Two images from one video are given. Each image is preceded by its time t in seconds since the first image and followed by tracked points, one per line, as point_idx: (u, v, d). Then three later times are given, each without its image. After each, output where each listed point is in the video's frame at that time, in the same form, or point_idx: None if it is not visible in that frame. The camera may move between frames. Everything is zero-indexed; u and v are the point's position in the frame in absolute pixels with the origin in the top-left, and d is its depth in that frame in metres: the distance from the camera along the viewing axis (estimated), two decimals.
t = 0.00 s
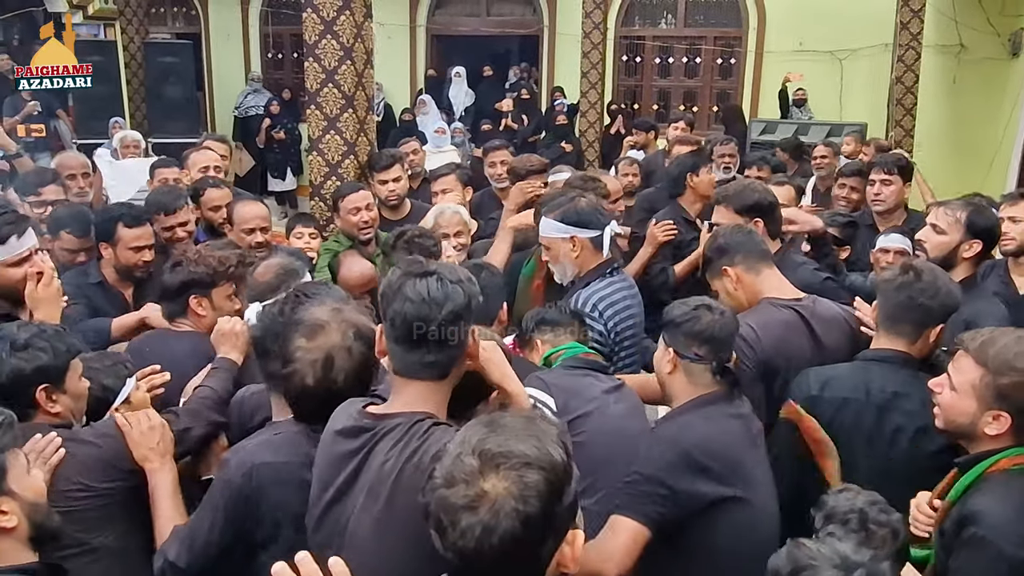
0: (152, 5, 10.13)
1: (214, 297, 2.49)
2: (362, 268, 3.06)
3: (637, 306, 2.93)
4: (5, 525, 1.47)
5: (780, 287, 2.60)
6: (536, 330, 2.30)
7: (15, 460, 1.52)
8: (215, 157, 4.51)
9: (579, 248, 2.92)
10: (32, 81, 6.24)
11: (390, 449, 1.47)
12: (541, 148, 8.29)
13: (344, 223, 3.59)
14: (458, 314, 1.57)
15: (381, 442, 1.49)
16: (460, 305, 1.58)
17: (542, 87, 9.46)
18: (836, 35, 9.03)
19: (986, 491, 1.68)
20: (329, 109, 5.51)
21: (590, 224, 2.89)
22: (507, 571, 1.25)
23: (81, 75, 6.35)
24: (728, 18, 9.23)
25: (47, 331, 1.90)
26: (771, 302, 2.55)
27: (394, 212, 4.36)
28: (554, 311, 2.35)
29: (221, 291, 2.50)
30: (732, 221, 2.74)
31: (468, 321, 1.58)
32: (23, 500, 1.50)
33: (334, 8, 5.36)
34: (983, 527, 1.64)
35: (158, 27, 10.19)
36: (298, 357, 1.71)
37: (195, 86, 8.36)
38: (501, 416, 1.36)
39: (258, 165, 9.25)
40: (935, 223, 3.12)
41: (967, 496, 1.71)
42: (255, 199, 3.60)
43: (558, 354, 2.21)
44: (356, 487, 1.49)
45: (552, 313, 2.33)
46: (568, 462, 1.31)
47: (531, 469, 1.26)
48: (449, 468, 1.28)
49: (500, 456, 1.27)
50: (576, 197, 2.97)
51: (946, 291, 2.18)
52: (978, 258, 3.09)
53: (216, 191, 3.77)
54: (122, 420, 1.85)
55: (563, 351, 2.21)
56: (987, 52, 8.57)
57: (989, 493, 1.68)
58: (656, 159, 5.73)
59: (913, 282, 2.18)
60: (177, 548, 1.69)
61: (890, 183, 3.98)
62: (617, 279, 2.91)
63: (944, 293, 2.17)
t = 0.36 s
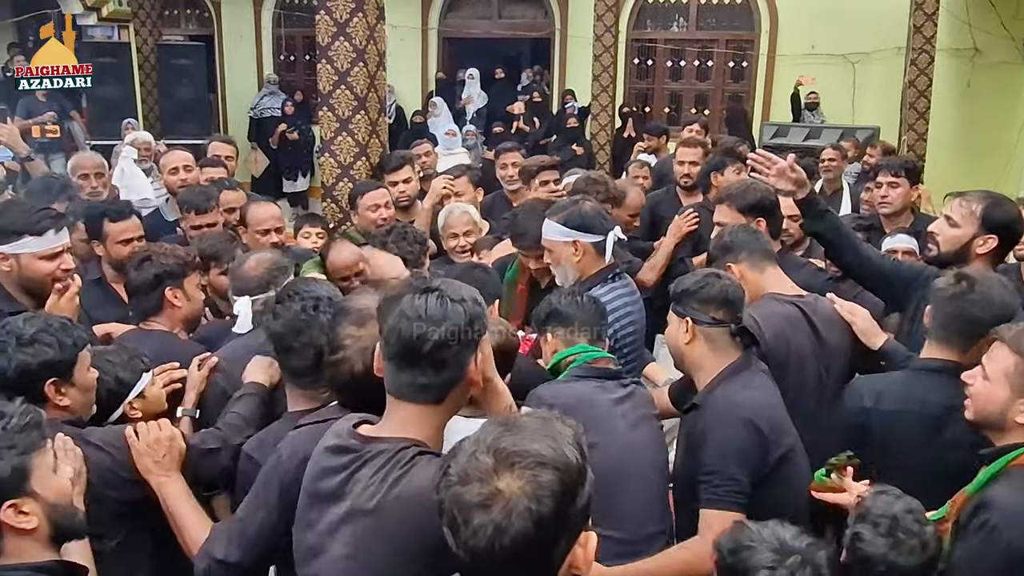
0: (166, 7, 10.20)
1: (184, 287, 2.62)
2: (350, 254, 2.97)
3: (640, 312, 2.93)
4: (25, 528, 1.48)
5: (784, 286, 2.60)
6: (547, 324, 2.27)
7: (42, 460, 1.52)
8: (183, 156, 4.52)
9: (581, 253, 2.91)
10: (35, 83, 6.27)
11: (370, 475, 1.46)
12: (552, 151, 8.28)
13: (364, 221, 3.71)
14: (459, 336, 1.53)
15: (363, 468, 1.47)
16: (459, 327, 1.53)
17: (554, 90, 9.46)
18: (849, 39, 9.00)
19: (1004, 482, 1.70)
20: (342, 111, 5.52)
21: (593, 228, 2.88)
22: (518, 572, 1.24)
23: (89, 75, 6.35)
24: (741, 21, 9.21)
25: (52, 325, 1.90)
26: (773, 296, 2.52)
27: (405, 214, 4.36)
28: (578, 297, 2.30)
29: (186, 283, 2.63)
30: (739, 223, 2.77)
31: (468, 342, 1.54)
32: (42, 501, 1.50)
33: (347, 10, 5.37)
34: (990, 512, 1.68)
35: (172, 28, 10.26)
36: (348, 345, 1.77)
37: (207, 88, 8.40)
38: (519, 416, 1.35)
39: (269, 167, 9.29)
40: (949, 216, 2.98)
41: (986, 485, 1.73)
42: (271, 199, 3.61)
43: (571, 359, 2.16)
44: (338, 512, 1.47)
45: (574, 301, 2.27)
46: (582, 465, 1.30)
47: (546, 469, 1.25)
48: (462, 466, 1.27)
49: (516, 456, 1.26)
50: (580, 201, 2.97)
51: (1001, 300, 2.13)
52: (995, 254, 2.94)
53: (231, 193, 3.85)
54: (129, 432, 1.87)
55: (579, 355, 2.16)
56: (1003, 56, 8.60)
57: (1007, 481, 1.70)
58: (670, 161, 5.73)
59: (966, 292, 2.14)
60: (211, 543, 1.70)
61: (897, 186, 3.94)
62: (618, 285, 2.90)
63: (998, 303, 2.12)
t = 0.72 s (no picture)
0: (180, 13, 10.30)
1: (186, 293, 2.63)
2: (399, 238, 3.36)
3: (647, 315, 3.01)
4: (59, 530, 1.57)
5: (793, 291, 2.60)
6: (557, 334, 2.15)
7: (78, 464, 1.61)
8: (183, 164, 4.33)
9: (585, 261, 2.92)
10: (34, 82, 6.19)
11: (363, 496, 1.42)
12: (563, 157, 8.27)
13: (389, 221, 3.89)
14: (442, 348, 1.52)
15: (355, 488, 1.44)
16: (451, 337, 1.53)
17: (565, 97, 9.47)
18: (861, 46, 8.99)
19: (1015, 464, 1.74)
20: (355, 116, 5.54)
21: (597, 237, 2.90)
22: None
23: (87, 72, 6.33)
24: (752, 28, 9.21)
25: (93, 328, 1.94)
26: (782, 300, 2.51)
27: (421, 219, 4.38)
28: (599, 309, 2.16)
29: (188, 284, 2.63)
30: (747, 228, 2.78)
31: (456, 359, 1.53)
32: (76, 502, 1.60)
33: (361, 17, 5.40)
34: (1006, 491, 1.70)
35: (186, 35, 10.35)
36: (346, 343, 1.81)
37: (220, 93, 8.45)
38: (539, 422, 1.35)
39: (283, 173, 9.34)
40: (942, 214, 2.81)
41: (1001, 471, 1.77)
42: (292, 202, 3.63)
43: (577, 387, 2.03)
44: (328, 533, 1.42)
45: (593, 315, 2.13)
46: (603, 471, 1.30)
47: (568, 473, 1.25)
48: (480, 471, 1.26)
49: (538, 459, 1.27)
50: (586, 210, 3.00)
51: None
52: (989, 253, 2.76)
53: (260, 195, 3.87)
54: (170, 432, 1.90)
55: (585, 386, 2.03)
56: (1015, 62, 8.57)
57: (1019, 464, 1.73)
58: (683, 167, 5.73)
59: None
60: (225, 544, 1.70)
61: (916, 193, 3.98)
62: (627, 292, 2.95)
63: None
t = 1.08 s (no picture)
0: (193, 27, 10.41)
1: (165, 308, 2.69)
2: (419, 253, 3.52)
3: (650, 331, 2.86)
4: (81, 544, 1.47)
5: (796, 303, 2.58)
6: (609, 359, 2.01)
7: (101, 477, 1.52)
8: (194, 177, 4.34)
9: (591, 271, 2.88)
10: (34, 83, 6.14)
11: (341, 498, 1.46)
12: (574, 168, 8.27)
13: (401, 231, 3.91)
14: (425, 345, 1.57)
15: (333, 490, 1.47)
16: (432, 336, 1.59)
17: (575, 108, 9.51)
18: (871, 57, 8.98)
19: None
20: (365, 128, 5.57)
21: (604, 247, 2.86)
22: None
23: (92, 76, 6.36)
24: (761, 40, 9.22)
25: (125, 337, 2.00)
26: (783, 311, 2.48)
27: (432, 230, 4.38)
28: (654, 332, 1.99)
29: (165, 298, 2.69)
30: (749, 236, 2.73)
31: (438, 357, 1.58)
32: (99, 517, 1.50)
33: (372, 29, 5.43)
34: None
35: (198, 48, 10.46)
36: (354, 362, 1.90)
37: (232, 105, 8.51)
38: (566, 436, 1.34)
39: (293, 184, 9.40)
40: (925, 226, 2.81)
41: None
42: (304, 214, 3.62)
43: (637, 420, 1.93)
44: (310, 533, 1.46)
45: (649, 340, 1.97)
46: (631, 486, 1.29)
47: (594, 488, 1.24)
48: (511, 481, 1.26)
49: (565, 474, 1.26)
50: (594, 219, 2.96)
51: None
52: (974, 263, 2.76)
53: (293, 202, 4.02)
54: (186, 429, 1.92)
55: (647, 417, 1.93)
56: None
57: None
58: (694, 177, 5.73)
59: None
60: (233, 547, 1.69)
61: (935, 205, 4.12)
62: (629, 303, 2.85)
63: None
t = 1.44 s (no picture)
0: (203, 43, 10.52)
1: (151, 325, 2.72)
2: (432, 267, 3.55)
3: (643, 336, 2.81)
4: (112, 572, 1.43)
5: (786, 318, 2.59)
6: (641, 368, 2.00)
7: (133, 502, 1.48)
8: (203, 197, 4.36)
9: (585, 282, 2.90)
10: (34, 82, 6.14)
11: (343, 504, 1.49)
12: (582, 182, 8.27)
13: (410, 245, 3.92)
14: (447, 362, 1.59)
15: (335, 496, 1.51)
16: (454, 353, 1.62)
17: (583, 122, 9.54)
18: (879, 70, 8.98)
19: None
20: (374, 143, 5.59)
21: (598, 258, 2.88)
22: None
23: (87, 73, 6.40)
24: (769, 53, 9.23)
25: (116, 351, 2.10)
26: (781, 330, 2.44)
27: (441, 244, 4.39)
28: (690, 345, 1.98)
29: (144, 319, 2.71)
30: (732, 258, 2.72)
31: (454, 376, 1.58)
32: (129, 543, 1.46)
33: (381, 44, 5.47)
34: None
35: (208, 64, 10.57)
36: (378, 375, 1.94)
37: (242, 120, 8.55)
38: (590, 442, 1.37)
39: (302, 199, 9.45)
40: (915, 242, 2.80)
41: None
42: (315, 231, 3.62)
43: (663, 432, 1.93)
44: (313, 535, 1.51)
45: (685, 352, 1.96)
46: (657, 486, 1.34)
47: (633, 491, 1.29)
48: (551, 494, 1.28)
49: (604, 481, 1.29)
50: (586, 233, 2.99)
51: None
52: (965, 276, 2.75)
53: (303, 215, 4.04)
54: (190, 450, 1.96)
55: (673, 430, 1.93)
56: None
57: None
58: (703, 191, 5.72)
59: None
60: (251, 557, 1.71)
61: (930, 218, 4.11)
62: (623, 313, 2.83)
63: None
